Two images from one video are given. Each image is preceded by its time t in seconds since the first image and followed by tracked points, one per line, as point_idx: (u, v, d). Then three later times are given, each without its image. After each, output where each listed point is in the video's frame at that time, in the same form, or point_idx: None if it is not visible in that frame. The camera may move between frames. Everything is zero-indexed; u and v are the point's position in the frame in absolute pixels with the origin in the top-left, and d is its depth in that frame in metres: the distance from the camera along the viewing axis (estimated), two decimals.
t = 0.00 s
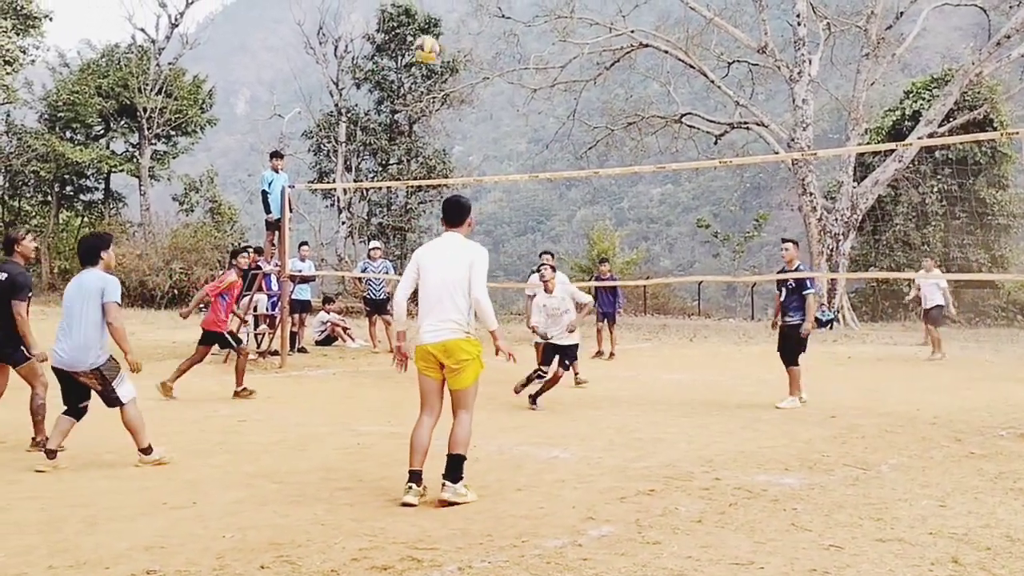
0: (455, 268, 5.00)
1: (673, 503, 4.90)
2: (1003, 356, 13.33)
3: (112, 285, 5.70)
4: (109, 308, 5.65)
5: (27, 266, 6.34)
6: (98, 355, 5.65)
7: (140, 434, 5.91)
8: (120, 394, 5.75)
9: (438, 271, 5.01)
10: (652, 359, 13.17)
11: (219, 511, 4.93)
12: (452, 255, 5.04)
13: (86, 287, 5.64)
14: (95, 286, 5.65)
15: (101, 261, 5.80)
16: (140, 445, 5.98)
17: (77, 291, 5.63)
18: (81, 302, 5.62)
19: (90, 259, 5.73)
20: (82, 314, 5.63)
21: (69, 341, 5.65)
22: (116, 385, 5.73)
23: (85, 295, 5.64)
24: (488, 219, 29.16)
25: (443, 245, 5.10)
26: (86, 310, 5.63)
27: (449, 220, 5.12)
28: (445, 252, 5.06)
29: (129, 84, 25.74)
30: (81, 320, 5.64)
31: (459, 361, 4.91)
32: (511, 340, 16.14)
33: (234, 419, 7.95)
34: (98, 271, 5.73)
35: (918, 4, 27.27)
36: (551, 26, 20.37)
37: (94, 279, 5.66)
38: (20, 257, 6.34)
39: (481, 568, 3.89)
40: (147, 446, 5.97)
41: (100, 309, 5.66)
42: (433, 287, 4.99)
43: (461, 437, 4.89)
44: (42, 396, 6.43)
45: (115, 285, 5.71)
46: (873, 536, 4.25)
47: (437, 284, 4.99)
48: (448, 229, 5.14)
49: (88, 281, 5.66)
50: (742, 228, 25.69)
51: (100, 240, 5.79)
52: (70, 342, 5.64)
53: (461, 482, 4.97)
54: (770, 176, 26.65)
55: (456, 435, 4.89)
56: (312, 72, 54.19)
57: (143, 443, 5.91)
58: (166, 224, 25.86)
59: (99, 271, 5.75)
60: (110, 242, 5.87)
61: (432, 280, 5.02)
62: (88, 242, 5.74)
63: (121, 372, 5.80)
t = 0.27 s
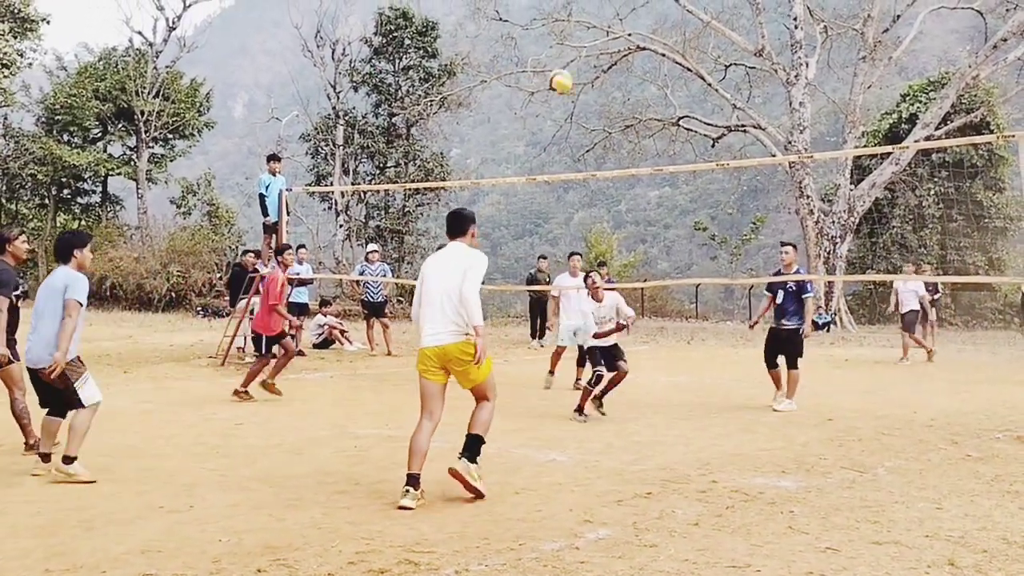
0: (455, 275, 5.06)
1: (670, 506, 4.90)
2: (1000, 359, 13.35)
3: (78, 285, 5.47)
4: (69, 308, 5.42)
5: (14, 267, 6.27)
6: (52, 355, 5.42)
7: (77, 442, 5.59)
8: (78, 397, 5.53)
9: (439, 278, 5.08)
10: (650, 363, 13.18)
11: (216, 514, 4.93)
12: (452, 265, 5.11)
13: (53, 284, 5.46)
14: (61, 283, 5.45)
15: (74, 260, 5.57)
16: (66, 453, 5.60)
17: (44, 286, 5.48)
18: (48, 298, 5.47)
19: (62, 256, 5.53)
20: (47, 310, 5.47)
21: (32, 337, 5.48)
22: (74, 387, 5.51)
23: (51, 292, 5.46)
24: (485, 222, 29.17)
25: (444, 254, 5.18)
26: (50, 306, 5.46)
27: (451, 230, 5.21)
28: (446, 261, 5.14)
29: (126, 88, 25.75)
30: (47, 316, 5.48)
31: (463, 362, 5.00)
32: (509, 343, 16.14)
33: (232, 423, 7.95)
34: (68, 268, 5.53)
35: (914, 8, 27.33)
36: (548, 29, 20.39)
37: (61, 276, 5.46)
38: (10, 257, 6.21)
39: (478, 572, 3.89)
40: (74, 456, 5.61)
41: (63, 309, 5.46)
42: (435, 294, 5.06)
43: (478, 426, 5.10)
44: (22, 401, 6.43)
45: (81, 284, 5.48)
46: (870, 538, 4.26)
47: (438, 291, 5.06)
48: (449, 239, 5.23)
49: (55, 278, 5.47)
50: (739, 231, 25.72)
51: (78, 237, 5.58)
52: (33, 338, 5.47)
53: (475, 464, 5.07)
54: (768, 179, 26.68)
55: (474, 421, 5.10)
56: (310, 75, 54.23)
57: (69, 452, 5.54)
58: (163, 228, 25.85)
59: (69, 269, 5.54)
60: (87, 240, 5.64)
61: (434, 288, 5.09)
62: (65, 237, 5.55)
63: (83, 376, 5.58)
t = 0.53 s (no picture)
0: (479, 282, 5.17)
1: (668, 507, 4.90)
2: (997, 359, 13.37)
3: (58, 284, 5.39)
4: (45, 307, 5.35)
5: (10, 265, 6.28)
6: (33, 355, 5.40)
7: (38, 454, 5.43)
8: (44, 405, 5.40)
9: (466, 285, 5.20)
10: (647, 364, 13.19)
11: (214, 516, 4.93)
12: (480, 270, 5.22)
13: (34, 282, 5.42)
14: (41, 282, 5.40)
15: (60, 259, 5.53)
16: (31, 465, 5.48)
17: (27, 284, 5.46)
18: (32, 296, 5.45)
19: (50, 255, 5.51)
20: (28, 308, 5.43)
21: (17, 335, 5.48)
22: (42, 394, 5.41)
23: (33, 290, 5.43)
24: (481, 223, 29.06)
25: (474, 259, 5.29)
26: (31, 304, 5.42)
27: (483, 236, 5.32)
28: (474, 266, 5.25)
29: (123, 89, 25.75)
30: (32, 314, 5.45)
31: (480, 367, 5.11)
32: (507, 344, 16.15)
33: (229, 424, 7.95)
34: (53, 267, 5.48)
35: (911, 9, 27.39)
36: (545, 31, 20.42)
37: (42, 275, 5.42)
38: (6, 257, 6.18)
39: (475, 573, 3.89)
40: (36, 470, 5.46)
41: (43, 308, 5.40)
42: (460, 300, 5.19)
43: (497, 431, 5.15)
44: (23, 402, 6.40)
45: (61, 284, 5.39)
46: (866, 539, 4.26)
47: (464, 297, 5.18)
48: (479, 246, 5.35)
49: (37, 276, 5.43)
50: (736, 232, 25.76)
51: (68, 237, 5.55)
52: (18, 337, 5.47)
53: (488, 478, 5.15)
54: (765, 180, 26.71)
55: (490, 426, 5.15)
56: (307, 76, 54.25)
57: (34, 464, 5.43)
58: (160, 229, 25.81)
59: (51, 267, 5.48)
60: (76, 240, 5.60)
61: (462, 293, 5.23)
62: (56, 236, 5.54)
63: (55, 384, 5.46)
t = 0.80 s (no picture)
0: (518, 293, 5.35)
1: (666, 506, 4.90)
2: (995, 358, 13.38)
3: (46, 283, 5.26)
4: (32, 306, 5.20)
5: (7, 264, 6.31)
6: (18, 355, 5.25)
7: (32, 456, 5.43)
8: (27, 407, 5.27)
9: (498, 292, 5.38)
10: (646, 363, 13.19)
11: (212, 516, 4.93)
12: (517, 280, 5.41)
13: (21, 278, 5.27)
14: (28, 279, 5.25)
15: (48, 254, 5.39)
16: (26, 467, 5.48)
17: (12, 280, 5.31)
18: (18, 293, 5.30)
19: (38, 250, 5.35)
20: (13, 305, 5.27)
21: None
22: (25, 395, 5.27)
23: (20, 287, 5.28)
24: (480, 223, 29.13)
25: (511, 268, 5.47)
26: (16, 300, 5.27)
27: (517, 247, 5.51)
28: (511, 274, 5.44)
29: (122, 90, 25.73)
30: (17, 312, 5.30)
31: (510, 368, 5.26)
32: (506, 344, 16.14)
33: (228, 425, 7.95)
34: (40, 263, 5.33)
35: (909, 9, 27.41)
36: (544, 31, 20.44)
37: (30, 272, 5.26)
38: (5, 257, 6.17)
39: (473, 573, 3.89)
40: (33, 471, 5.47)
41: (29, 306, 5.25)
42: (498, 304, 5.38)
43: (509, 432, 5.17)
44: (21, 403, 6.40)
45: (48, 282, 5.26)
46: (864, 539, 4.26)
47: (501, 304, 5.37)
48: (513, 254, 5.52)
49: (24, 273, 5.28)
50: (735, 232, 25.77)
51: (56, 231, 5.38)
52: None
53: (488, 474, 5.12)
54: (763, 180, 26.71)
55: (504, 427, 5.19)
56: (305, 77, 54.25)
57: (28, 466, 5.42)
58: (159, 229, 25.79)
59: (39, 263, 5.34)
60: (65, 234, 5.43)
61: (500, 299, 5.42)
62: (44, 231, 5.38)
63: (38, 385, 5.33)
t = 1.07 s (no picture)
0: (547, 309, 5.65)
1: (665, 506, 4.90)
2: (994, 357, 13.39)
3: (32, 282, 5.25)
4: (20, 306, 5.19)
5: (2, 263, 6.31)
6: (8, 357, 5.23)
7: (31, 457, 5.44)
8: (24, 408, 5.33)
9: (535, 310, 5.67)
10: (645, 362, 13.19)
11: (212, 516, 4.93)
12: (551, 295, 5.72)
13: (6, 280, 5.26)
14: (15, 279, 5.24)
15: (30, 253, 5.38)
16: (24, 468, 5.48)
17: None
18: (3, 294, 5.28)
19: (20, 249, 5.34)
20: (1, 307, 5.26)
21: None
22: (21, 396, 5.32)
23: (4, 288, 5.27)
24: (480, 223, 29.21)
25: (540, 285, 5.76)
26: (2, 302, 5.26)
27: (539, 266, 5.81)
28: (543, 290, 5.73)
29: (121, 90, 25.74)
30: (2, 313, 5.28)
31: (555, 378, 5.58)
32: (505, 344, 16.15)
33: (228, 425, 7.95)
34: (24, 263, 5.32)
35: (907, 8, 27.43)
36: (542, 30, 20.44)
37: (14, 273, 5.25)
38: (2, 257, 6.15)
39: (473, 573, 3.89)
40: (33, 473, 5.48)
41: (16, 307, 5.25)
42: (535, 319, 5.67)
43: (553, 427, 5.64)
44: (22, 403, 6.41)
45: (34, 282, 5.25)
46: (864, 537, 4.26)
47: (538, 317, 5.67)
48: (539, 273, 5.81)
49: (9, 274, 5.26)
50: (734, 231, 25.78)
51: (36, 229, 5.37)
52: None
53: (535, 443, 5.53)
54: (762, 179, 26.72)
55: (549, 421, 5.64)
56: (304, 77, 54.24)
57: (27, 468, 5.42)
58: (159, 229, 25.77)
59: (24, 263, 5.33)
60: (43, 231, 5.43)
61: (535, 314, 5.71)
62: (25, 231, 5.35)
63: (32, 386, 5.38)
